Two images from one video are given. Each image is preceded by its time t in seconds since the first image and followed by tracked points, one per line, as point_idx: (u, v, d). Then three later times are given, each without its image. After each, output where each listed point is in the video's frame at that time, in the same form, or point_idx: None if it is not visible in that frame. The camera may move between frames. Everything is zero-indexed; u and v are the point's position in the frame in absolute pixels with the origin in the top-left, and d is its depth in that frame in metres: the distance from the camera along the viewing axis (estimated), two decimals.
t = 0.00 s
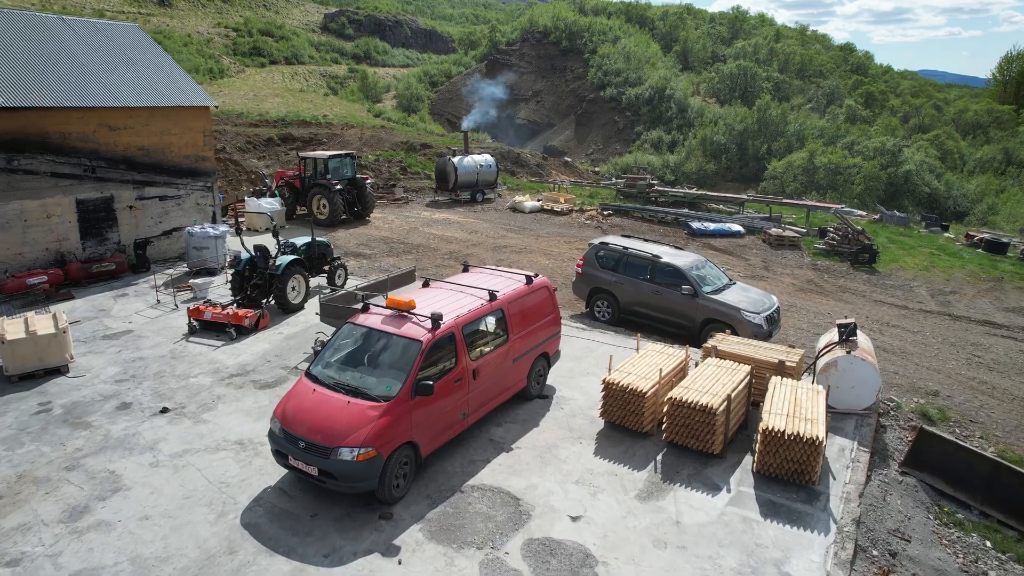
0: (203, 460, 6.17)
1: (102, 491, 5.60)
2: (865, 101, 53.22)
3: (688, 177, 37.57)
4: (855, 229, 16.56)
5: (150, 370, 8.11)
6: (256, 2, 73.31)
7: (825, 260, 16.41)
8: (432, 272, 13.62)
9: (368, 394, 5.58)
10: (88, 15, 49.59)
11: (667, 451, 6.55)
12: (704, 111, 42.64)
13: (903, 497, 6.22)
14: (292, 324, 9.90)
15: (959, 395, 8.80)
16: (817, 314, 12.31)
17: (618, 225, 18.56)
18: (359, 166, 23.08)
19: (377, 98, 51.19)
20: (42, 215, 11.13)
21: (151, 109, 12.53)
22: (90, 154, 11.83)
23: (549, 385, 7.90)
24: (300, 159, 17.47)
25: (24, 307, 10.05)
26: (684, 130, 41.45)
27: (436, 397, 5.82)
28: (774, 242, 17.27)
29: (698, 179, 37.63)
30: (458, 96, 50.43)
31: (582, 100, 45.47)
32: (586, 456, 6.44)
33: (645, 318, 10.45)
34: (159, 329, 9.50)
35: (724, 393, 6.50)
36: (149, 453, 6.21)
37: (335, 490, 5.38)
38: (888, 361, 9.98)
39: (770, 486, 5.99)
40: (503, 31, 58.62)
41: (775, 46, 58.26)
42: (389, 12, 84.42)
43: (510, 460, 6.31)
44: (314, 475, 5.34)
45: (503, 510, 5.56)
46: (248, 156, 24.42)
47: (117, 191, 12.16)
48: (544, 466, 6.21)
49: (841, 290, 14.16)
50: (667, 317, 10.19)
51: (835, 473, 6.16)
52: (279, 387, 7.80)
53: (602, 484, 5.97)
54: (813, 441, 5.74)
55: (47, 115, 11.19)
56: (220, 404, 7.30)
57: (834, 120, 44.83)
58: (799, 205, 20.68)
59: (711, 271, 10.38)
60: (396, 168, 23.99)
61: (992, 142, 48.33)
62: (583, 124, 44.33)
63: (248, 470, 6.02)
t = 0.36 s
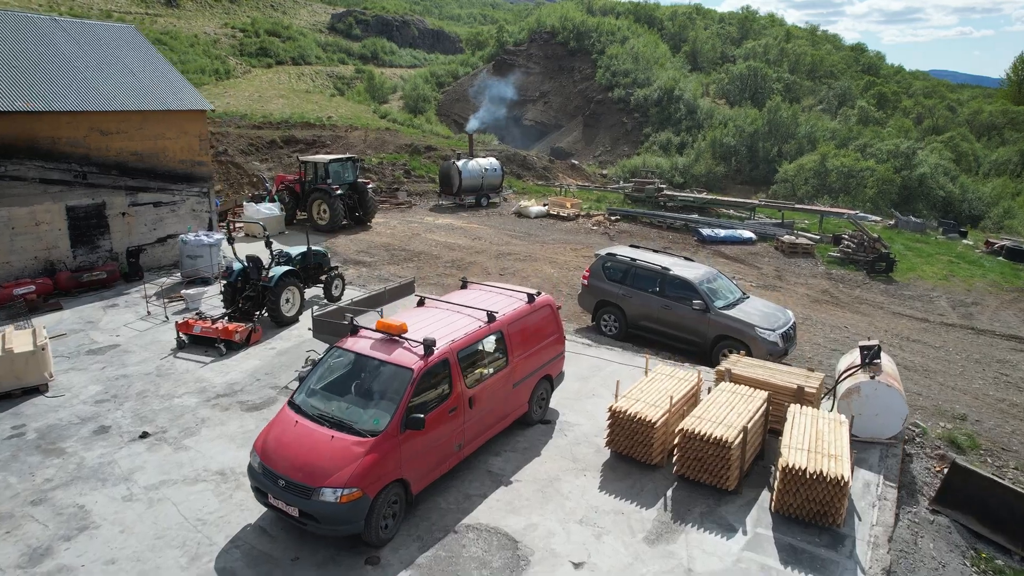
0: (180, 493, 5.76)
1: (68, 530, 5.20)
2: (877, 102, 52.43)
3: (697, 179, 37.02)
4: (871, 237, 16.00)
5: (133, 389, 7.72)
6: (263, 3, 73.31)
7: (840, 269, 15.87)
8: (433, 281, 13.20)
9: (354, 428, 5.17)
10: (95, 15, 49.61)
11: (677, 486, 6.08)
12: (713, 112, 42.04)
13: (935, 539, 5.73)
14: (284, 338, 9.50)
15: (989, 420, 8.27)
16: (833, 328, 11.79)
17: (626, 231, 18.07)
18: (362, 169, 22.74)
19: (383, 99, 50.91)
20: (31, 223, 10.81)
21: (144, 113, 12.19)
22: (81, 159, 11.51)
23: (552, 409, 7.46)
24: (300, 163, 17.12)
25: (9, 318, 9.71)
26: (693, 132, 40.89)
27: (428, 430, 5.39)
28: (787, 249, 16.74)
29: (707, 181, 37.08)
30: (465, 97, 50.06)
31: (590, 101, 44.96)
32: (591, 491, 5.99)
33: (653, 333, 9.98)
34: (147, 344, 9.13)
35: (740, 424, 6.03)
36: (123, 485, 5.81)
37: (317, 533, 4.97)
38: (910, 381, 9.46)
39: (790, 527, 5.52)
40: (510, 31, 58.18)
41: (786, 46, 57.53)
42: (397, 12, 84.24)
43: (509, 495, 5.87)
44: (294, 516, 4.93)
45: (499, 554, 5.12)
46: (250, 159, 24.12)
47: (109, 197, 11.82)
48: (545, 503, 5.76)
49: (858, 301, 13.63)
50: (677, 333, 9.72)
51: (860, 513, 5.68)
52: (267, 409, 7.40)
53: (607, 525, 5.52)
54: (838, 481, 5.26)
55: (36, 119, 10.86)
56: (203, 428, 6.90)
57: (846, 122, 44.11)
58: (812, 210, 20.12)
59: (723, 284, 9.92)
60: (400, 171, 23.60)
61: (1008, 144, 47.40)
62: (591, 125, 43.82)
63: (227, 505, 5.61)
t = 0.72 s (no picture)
0: (152, 532, 5.34)
1: None
2: (890, 103, 51.61)
3: (706, 182, 36.42)
4: (889, 245, 15.43)
5: (113, 410, 7.31)
6: (271, 3, 73.19)
7: (856, 278, 15.29)
8: (434, 290, 12.75)
9: (337, 468, 4.73)
10: (102, 16, 49.52)
11: (690, 527, 5.62)
12: (723, 113, 41.41)
13: None
14: (276, 354, 9.09)
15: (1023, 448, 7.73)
16: (851, 342, 11.25)
17: (634, 237, 17.57)
18: (366, 173, 22.34)
19: (389, 99, 50.57)
20: (17, 231, 10.47)
21: (136, 117, 11.84)
22: (70, 165, 11.17)
23: (555, 436, 7.00)
24: (300, 167, 16.76)
25: None
26: (702, 133, 40.29)
27: (419, 469, 4.95)
28: (801, 257, 16.20)
29: (717, 184, 36.51)
30: (471, 98, 49.64)
31: (597, 102, 44.42)
32: (595, 532, 5.53)
33: (663, 349, 9.50)
34: (133, 359, 8.74)
35: (759, 461, 5.55)
36: (92, 524, 5.40)
37: None
38: (937, 403, 8.92)
39: None
40: (518, 31, 57.72)
41: (797, 46, 56.76)
42: (404, 12, 84.01)
43: (507, 537, 5.41)
44: (270, 566, 4.50)
45: None
46: (252, 162, 23.78)
47: (99, 204, 11.47)
48: (546, 547, 5.30)
49: (876, 313, 13.08)
50: (689, 350, 9.23)
51: (892, 562, 5.18)
52: (252, 434, 6.97)
53: (613, 573, 5.05)
54: (869, 530, 4.76)
55: (23, 123, 10.53)
56: (183, 456, 6.47)
57: (858, 123, 43.34)
58: (825, 216, 19.55)
59: (737, 298, 9.44)
60: (404, 174, 23.19)
61: None
62: (598, 126, 43.25)
63: (201, 547, 5.17)
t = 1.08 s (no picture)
0: None
1: None
2: (904, 104, 50.73)
3: (716, 185, 35.79)
4: (909, 254, 14.84)
5: (91, 435, 6.89)
6: (279, 4, 73.12)
7: (875, 288, 14.70)
8: (436, 300, 12.30)
9: (317, 519, 4.28)
10: (110, 16, 49.46)
11: None
12: (734, 114, 40.75)
13: None
14: (268, 372, 8.66)
15: None
16: (873, 358, 10.68)
17: (644, 244, 17.06)
18: (369, 176, 21.94)
19: (397, 100, 50.22)
20: (5, 240, 10.15)
21: (129, 121, 11.51)
22: (59, 171, 10.83)
23: (559, 469, 6.52)
24: (301, 171, 16.40)
25: None
26: (713, 135, 39.66)
27: (407, 516, 4.49)
28: (817, 266, 15.62)
29: (728, 187, 35.91)
30: (479, 99, 49.23)
31: (606, 103, 43.87)
32: None
33: (675, 368, 9.00)
34: (118, 377, 8.34)
35: (782, 506, 5.04)
36: (55, 569, 4.97)
37: None
38: (967, 429, 8.36)
39: None
40: (526, 31, 57.23)
41: (809, 46, 55.94)
42: (413, 13, 83.75)
43: None
44: None
45: None
46: (255, 164, 23.45)
47: (90, 212, 11.14)
48: None
49: (897, 326, 12.50)
50: (702, 370, 8.74)
51: None
52: (236, 463, 6.53)
53: None
54: None
55: (11, 128, 10.20)
56: (160, 488, 6.04)
57: (872, 125, 42.57)
58: (842, 222, 18.94)
59: (753, 315, 8.93)
60: (408, 178, 22.75)
61: None
62: (607, 127, 42.67)
63: None
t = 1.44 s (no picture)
0: None
1: None
2: (919, 105, 49.80)
3: (727, 188, 35.12)
4: (930, 263, 14.14)
5: (63, 464, 6.46)
6: (287, 4, 73.01)
7: (895, 299, 14.07)
8: (437, 312, 11.83)
9: None
10: (117, 17, 49.38)
11: None
12: (745, 116, 40.08)
13: None
14: (257, 393, 8.21)
15: None
16: (896, 376, 10.06)
17: (653, 252, 16.51)
18: (372, 179, 21.52)
19: (404, 100, 49.84)
20: None
21: (120, 126, 11.15)
22: (46, 178, 10.45)
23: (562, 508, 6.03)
24: (300, 176, 15.99)
25: None
26: (723, 137, 39.02)
27: None
28: (834, 275, 15.00)
29: (738, 190, 35.22)
30: (486, 100, 48.80)
31: (615, 105, 43.28)
32: None
33: (687, 391, 8.48)
34: (99, 397, 7.92)
35: (810, 563, 4.49)
36: None
37: None
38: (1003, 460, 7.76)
39: None
40: (535, 31, 56.73)
41: (822, 46, 55.08)
42: (421, 13, 83.43)
43: None
44: None
45: None
46: (257, 167, 23.08)
47: (79, 220, 10.75)
48: None
49: (920, 341, 11.85)
50: (716, 393, 8.22)
51: None
52: (215, 497, 6.07)
53: None
54: None
55: None
56: (130, 528, 5.59)
57: (887, 127, 41.73)
58: (859, 229, 18.29)
59: (770, 335, 8.42)
60: (413, 182, 22.29)
61: None
62: (616, 129, 42.06)
63: None
